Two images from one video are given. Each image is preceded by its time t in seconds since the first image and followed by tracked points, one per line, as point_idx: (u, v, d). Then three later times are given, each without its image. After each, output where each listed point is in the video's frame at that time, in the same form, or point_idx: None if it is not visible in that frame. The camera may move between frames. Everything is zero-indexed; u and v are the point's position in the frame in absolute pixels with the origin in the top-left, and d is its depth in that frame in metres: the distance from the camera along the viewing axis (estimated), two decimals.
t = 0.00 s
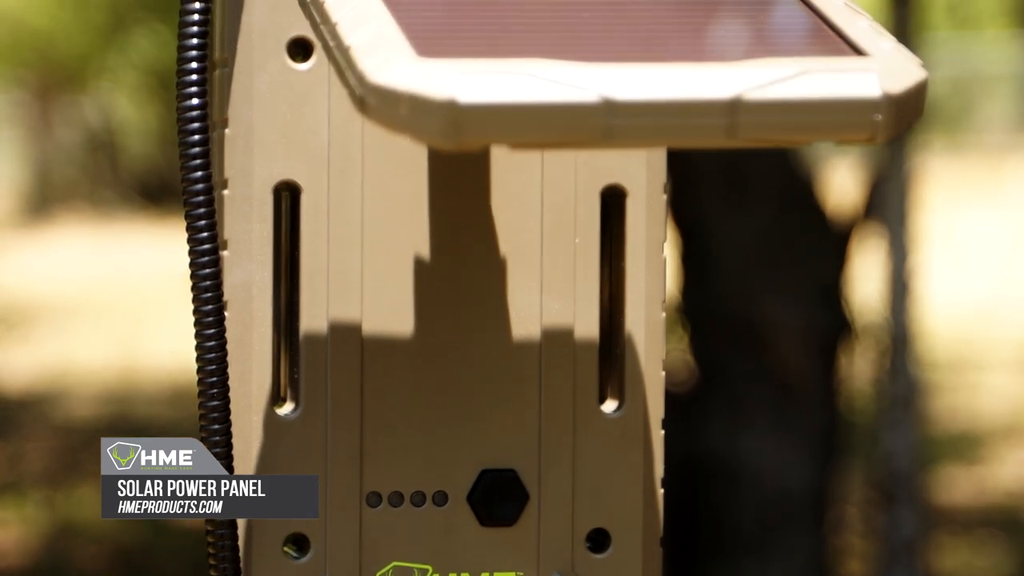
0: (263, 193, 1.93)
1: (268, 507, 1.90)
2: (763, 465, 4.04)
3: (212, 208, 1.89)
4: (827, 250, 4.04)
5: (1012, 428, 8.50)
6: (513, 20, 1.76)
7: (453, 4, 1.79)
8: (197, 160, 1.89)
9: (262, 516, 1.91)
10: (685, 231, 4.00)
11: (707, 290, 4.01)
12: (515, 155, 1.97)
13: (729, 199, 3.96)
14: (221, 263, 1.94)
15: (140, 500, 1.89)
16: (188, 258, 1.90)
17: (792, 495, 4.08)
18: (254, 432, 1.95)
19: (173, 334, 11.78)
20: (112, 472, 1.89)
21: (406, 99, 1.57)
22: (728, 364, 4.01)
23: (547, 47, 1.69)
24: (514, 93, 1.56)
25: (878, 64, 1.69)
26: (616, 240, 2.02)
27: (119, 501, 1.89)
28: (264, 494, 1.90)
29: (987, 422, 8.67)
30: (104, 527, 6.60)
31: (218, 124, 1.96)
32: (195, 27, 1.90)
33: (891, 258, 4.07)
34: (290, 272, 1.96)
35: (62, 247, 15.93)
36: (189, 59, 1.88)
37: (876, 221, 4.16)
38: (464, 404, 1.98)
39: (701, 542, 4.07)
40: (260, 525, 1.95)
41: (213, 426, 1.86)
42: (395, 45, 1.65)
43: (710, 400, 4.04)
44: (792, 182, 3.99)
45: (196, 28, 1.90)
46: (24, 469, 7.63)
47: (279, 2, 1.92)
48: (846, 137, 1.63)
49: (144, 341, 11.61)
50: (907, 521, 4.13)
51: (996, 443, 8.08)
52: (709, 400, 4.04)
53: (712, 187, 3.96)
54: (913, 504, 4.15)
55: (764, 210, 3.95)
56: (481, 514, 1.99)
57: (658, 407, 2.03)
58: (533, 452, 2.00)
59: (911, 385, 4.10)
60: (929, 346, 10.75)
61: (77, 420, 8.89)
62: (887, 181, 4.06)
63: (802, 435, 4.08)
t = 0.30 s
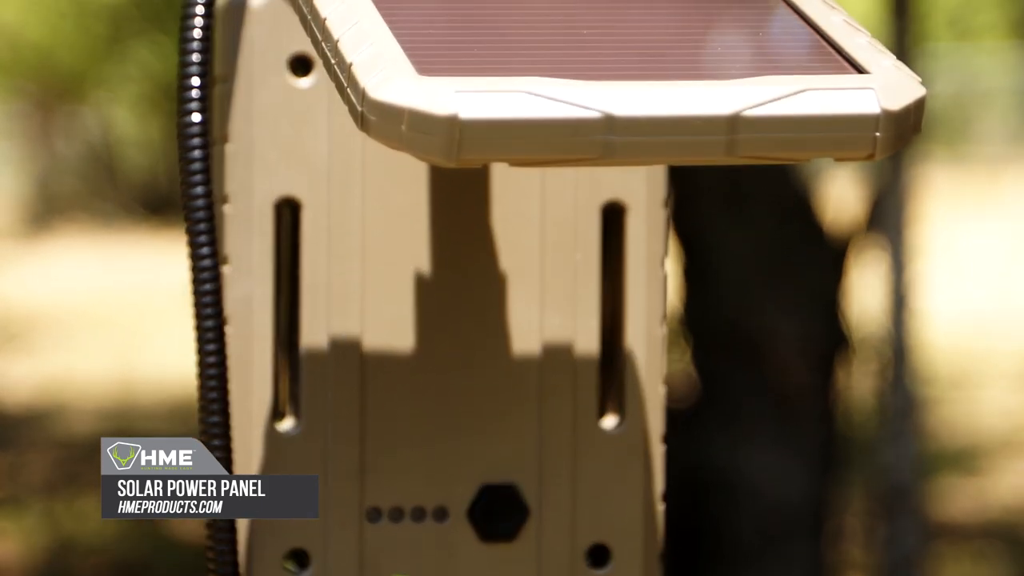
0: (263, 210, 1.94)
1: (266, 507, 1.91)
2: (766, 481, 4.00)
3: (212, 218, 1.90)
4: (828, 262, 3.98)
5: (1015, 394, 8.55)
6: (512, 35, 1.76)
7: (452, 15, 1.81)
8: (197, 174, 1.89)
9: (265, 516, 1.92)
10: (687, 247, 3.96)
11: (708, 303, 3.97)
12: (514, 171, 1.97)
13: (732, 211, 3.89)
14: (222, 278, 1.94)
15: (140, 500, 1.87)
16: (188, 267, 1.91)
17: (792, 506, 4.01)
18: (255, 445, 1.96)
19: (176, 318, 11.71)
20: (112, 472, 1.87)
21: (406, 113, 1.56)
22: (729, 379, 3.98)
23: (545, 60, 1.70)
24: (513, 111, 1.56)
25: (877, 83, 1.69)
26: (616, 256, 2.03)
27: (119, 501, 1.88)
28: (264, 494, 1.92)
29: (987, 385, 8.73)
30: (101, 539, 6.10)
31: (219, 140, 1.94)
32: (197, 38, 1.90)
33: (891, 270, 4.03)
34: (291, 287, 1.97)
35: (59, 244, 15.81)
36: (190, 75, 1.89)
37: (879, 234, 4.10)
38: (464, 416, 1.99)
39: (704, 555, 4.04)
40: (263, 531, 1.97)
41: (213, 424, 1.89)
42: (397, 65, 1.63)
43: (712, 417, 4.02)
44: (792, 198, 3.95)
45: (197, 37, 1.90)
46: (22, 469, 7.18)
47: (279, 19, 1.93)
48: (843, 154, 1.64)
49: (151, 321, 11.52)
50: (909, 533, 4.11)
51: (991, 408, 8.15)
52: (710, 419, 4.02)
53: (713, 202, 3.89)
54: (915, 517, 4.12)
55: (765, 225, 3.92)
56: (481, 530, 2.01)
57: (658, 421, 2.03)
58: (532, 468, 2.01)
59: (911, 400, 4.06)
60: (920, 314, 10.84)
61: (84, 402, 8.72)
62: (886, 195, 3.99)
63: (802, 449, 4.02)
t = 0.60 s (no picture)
0: (263, 223, 1.94)
1: (266, 507, 1.95)
2: (767, 491, 4.01)
3: (212, 236, 1.93)
4: (828, 274, 3.99)
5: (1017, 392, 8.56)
6: (513, 46, 1.77)
7: (453, 25, 1.82)
8: (197, 187, 1.92)
9: (265, 516, 1.96)
10: (688, 262, 3.94)
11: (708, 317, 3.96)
12: (515, 186, 1.98)
13: (732, 224, 3.87)
14: (222, 291, 1.96)
15: (140, 500, 1.90)
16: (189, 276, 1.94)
17: (792, 516, 4.02)
18: (255, 458, 1.98)
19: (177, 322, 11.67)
20: (112, 472, 1.90)
21: (406, 128, 1.55)
22: (731, 392, 3.98)
23: (546, 71, 1.70)
24: (513, 125, 1.55)
25: (877, 96, 1.69)
26: (616, 268, 2.03)
27: (119, 501, 1.91)
28: (264, 494, 1.96)
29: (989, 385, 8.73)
30: (99, 552, 5.88)
31: (221, 154, 1.95)
32: (197, 53, 1.92)
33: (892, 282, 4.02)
34: (292, 302, 1.98)
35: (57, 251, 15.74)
36: (190, 90, 1.91)
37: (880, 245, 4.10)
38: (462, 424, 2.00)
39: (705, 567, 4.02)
40: (264, 535, 2.00)
41: (212, 438, 1.93)
42: (399, 79, 1.61)
43: (713, 430, 4.01)
44: (791, 211, 3.94)
45: (197, 52, 1.92)
46: (21, 479, 6.83)
47: (279, 32, 1.93)
48: (844, 168, 1.64)
49: (152, 325, 11.46)
50: (911, 543, 4.12)
51: (989, 407, 8.14)
52: (711, 433, 4.01)
53: (712, 218, 3.87)
54: (915, 528, 4.13)
55: (765, 239, 3.90)
56: (480, 543, 2.03)
57: (657, 433, 2.04)
58: (532, 480, 2.02)
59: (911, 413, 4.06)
60: (921, 314, 10.86)
61: (88, 401, 8.61)
62: (887, 207, 3.98)
63: (802, 459, 4.02)
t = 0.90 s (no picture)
0: (263, 239, 1.95)
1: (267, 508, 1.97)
2: (766, 505, 4.01)
3: (212, 251, 1.90)
4: (828, 287, 3.99)
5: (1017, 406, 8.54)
6: (512, 63, 1.77)
7: (453, 38, 1.82)
8: (197, 206, 1.90)
9: (268, 515, 1.98)
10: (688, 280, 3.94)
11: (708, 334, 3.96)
12: (515, 204, 1.98)
13: (733, 238, 3.86)
14: (223, 308, 1.97)
15: (140, 500, 1.89)
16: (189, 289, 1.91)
17: (792, 532, 4.01)
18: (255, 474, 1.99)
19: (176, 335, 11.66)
20: (112, 472, 1.89)
21: (406, 145, 1.54)
22: (732, 406, 4.00)
23: (546, 88, 1.70)
24: (512, 141, 1.54)
25: (876, 114, 1.69)
26: (616, 285, 2.03)
27: (119, 501, 1.90)
28: (264, 494, 1.97)
29: (988, 399, 8.70)
30: (103, 564, 5.83)
31: (222, 170, 1.96)
32: (198, 70, 1.90)
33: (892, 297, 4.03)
34: (291, 319, 1.99)
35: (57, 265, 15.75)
36: (191, 106, 1.89)
37: (880, 258, 4.11)
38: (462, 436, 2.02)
39: None
40: (265, 555, 2.02)
41: (211, 432, 1.90)
42: (398, 96, 1.60)
43: (713, 447, 4.03)
44: (791, 226, 3.93)
45: (198, 69, 1.90)
46: (21, 493, 6.85)
47: (279, 49, 1.94)
48: (843, 185, 1.64)
49: (151, 339, 11.44)
50: (910, 557, 4.15)
51: (989, 421, 8.14)
52: (710, 451, 4.03)
53: (711, 236, 3.86)
54: (915, 542, 4.15)
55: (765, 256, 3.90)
56: (481, 557, 2.05)
57: (657, 449, 2.05)
58: (532, 495, 2.04)
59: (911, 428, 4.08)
60: (920, 328, 10.86)
61: (88, 416, 8.60)
62: (886, 222, 3.98)
63: (802, 474, 4.04)
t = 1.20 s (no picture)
0: (263, 256, 1.96)
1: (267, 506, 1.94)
2: (766, 520, 4.00)
3: (212, 269, 1.90)
4: (827, 302, 4.00)
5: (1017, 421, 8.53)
6: (509, 78, 1.77)
7: (451, 53, 1.82)
8: (197, 223, 1.89)
9: (271, 515, 1.96)
10: (689, 297, 3.94)
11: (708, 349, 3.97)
12: (514, 222, 1.99)
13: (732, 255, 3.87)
14: (223, 325, 1.97)
15: (140, 500, 1.87)
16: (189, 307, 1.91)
17: (792, 546, 4.00)
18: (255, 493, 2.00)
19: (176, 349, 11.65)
20: (112, 472, 1.87)
21: (406, 164, 1.53)
22: (732, 422, 4.00)
23: (544, 104, 1.70)
24: (510, 160, 1.53)
25: (875, 132, 1.69)
26: (616, 302, 2.04)
27: (119, 501, 1.87)
28: (264, 494, 1.94)
29: (988, 414, 8.69)
30: None
31: (222, 187, 1.96)
32: (197, 88, 1.89)
33: (891, 312, 4.03)
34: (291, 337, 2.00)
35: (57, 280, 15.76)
36: (191, 126, 1.88)
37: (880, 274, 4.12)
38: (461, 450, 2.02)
39: None
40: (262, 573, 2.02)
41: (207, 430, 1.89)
42: (397, 113, 1.60)
43: (713, 462, 4.03)
44: (791, 240, 3.95)
45: (198, 87, 1.90)
46: (21, 507, 6.85)
47: (279, 66, 1.94)
48: (840, 204, 1.64)
49: (152, 354, 11.43)
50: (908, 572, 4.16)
51: (989, 436, 8.11)
52: (710, 466, 4.03)
53: (711, 252, 3.86)
54: (914, 557, 4.15)
55: (766, 273, 3.91)
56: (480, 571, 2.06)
57: (656, 466, 2.06)
58: (531, 512, 2.04)
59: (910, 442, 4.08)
60: (920, 342, 10.86)
61: (87, 431, 8.58)
62: (886, 236, 3.99)
63: (802, 489, 4.04)
